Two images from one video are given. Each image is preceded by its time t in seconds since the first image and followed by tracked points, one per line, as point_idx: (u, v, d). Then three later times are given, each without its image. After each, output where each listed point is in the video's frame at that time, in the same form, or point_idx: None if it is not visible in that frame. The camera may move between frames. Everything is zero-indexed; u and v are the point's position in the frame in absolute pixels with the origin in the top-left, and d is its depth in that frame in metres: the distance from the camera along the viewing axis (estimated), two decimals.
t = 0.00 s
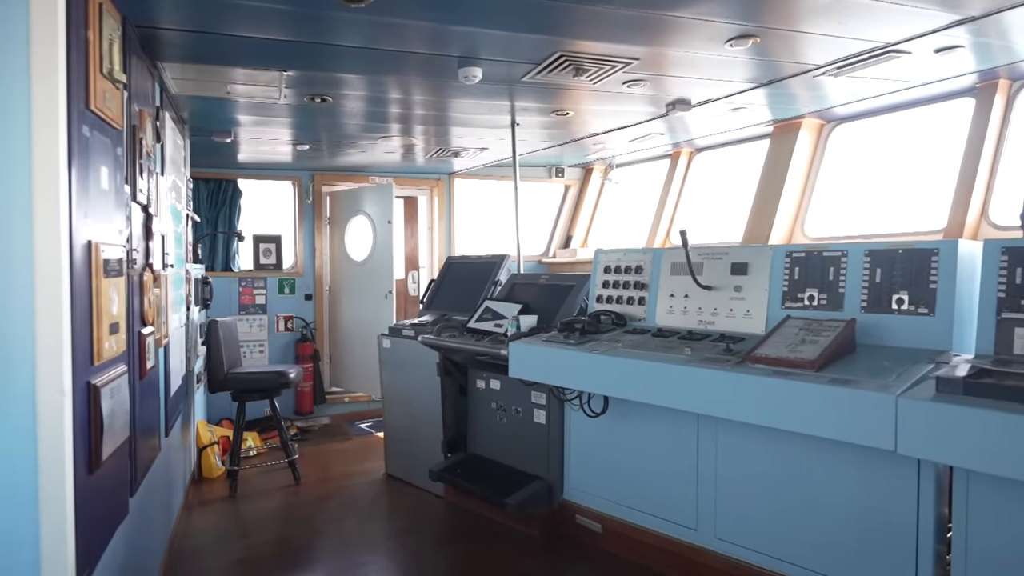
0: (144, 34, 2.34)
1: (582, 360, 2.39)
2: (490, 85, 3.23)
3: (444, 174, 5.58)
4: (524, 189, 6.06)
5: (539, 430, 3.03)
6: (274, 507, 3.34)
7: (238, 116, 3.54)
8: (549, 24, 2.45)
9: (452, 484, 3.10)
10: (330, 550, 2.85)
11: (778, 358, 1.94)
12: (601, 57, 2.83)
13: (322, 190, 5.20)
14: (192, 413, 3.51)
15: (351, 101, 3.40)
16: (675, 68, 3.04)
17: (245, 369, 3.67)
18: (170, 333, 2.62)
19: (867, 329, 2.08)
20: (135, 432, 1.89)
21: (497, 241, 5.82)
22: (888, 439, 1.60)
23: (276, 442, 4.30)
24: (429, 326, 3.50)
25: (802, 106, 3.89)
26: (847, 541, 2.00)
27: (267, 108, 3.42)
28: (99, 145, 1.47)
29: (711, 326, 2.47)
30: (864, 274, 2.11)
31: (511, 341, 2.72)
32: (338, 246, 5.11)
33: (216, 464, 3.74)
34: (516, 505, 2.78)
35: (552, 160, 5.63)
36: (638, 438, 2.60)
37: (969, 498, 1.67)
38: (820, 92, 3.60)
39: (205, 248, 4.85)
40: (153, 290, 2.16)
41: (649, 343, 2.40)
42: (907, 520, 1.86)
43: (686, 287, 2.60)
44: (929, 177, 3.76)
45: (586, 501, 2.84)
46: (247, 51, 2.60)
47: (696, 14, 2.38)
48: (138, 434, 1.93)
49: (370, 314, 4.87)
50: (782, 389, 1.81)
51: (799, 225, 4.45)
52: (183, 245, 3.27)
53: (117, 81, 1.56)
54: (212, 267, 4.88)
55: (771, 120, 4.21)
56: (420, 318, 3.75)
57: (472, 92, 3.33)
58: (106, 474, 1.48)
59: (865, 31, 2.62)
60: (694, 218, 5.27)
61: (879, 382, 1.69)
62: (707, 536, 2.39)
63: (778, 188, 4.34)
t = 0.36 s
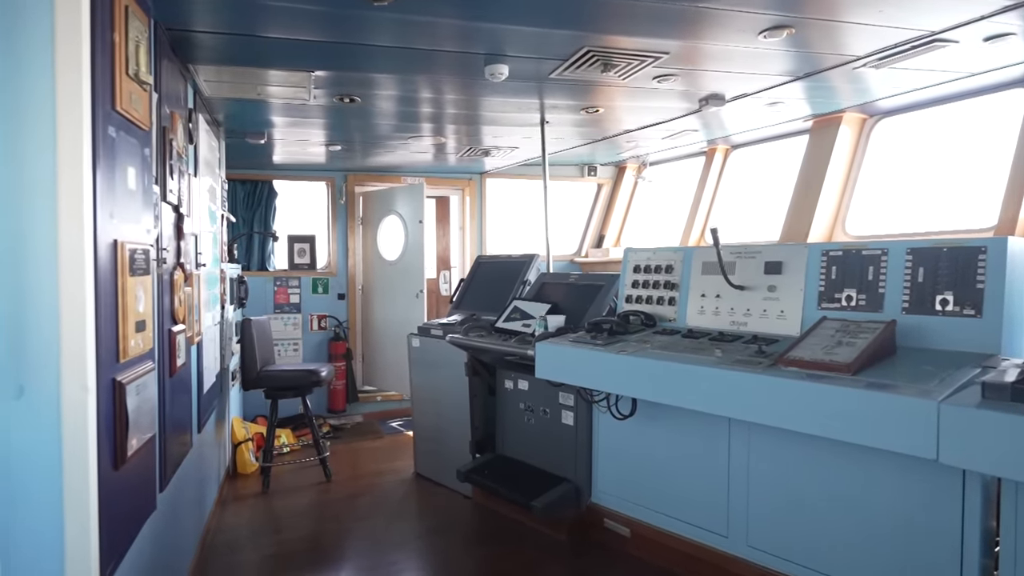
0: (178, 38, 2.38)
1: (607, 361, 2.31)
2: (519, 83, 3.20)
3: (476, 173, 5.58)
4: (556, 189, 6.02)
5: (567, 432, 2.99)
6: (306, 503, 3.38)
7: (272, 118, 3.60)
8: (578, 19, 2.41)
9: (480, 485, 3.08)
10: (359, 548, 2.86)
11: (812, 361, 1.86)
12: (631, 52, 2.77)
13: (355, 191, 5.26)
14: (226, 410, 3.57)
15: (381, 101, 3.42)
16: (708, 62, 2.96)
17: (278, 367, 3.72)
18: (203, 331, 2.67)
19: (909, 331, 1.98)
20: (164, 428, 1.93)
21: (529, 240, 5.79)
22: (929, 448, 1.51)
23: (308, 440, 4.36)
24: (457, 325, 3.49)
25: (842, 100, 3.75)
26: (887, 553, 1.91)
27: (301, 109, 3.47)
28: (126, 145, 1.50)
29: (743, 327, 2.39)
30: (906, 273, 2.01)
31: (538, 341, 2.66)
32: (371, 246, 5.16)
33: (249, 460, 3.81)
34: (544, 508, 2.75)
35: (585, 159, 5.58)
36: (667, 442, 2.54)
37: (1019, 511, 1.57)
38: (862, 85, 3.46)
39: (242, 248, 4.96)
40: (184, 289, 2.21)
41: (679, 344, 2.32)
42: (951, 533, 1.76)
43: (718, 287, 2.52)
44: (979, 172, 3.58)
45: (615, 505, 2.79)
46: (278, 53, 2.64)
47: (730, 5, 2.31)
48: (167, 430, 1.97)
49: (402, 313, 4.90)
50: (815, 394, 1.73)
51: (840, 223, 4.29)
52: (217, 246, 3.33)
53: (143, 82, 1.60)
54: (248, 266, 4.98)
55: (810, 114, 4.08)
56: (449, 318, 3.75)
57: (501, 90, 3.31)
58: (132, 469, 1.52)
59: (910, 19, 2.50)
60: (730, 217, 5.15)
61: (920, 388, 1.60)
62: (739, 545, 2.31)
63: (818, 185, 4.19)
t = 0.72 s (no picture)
0: (217, 43, 2.43)
1: (640, 364, 2.24)
2: (554, 81, 3.16)
3: (510, 173, 5.56)
4: (592, 188, 5.95)
5: (601, 435, 2.94)
6: (340, 502, 3.42)
7: (309, 120, 3.65)
8: (613, 15, 2.36)
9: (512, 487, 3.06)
10: (393, 548, 2.87)
11: (857, 366, 1.77)
12: (667, 48, 2.71)
13: (391, 192, 5.30)
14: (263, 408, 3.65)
15: (416, 102, 3.43)
16: (747, 57, 2.87)
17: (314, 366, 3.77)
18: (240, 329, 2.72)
19: (962, 335, 1.87)
20: (200, 426, 1.97)
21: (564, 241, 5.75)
22: (984, 460, 1.41)
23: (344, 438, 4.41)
24: (490, 326, 3.47)
25: (890, 94, 3.60)
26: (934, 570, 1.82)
27: (338, 112, 3.51)
28: (161, 148, 1.54)
29: (784, 330, 2.30)
30: (958, 275, 1.90)
31: (570, 343, 2.61)
32: (406, 246, 5.20)
33: (286, 458, 3.88)
34: (576, 512, 2.70)
35: (621, 158, 5.51)
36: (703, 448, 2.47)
37: None
38: (911, 78, 3.30)
39: (280, 249, 5.05)
40: (221, 289, 2.25)
41: (716, 347, 2.24)
42: (1002, 549, 1.67)
43: (757, 289, 2.43)
44: None
45: (650, 511, 2.73)
46: (314, 56, 2.67)
47: None
48: (204, 428, 2.01)
49: (436, 314, 4.92)
50: (855, 402, 1.64)
51: (888, 221, 4.11)
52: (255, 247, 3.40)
53: (178, 86, 1.65)
54: (286, 267, 5.07)
55: (855, 110, 3.93)
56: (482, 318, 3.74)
57: (535, 89, 3.28)
58: (167, 469, 1.55)
59: (966, 7, 2.37)
60: (771, 216, 5.01)
61: (973, 396, 1.50)
62: (779, 556, 2.23)
63: (863, 183, 4.02)
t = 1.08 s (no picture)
0: (246, 49, 2.47)
1: (669, 369, 2.18)
2: (582, 82, 3.13)
3: (538, 174, 5.53)
4: (621, 189, 5.89)
5: (629, 441, 2.89)
6: (368, 503, 3.44)
7: (339, 123, 3.69)
8: (643, 14, 2.31)
9: (539, 492, 3.02)
10: (419, 550, 2.88)
11: (896, 375, 1.69)
12: (698, 46, 2.65)
13: (419, 194, 5.32)
14: (293, 409, 3.69)
15: (444, 104, 3.43)
16: (781, 54, 2.79)
17: (342, 368, 3.81)
18: (269, 330, 2.75)
19: (1009, 344, 1.77)
20: (229, 428, 2.00)
21: (593, 242, 5.70)
22: None
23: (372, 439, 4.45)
24: (516, 329, 3.45)
25: (932, 90, 3.46)
26: None
27: (367, 115, 3.53)
28: (188, 154, 1.57)
29: (819, 336, 2.22)
30: (1005, 280, 1.80)
31: (597, 347, 2.57)
32: (434, 248, 5.22)
33: (315, 458, 3.93)
34: (603, 519, 2.66)
35: (651, 158, 5.43)
36: (733, 456, 2.41)
37: None
38: (955, 73, 3.17)
39: (310, 251, 5.11)
40: (250, 292, 2.27)
41: (747, 354, 2.18)
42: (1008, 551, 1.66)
43: (791, 293, 2.36)
44: None
45: (679, 519, 2.67)
46: (342, 60, 2.69)
47: None
48: (232, 428, 2.04)
49: (464, 315, 4.92)
50: (897, 414, 1.55)
51: (929, 222, 3.96)
52: (286, 249, 3.44)
53: (206, 93, 1.69)
54: (316, 268, 5.14)
55: (894, 107, 3.79)
56: (510, 321, 3.72)
57: (564, 90, 3.25)
58: (193, 472, 1.57)
59: None
60: (806, 217, 4.88)
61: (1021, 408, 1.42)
62: (813, 570, 2.16)
63: (903, 183, 3.88)
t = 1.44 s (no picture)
0: (269, 52, 2.49)
1: (692, 372, 2.15)
2: (602, 81, 3.10)
3: (560, 174, 5.51)
4: (643, 189, 5.84)
5: (650, 443, 2.86)
6: (389, 503, 3.45)
7: (360, 125, 3.71)
8: (665, 11, 2.29)
9: (559, 494, 3.00)
10: (439, 551, 2.88)
11: (927, 379, 1.63)
12: (721, 43, 2.61)
13: (440, 194, 5.34)
14: (316, 408, 3.73)
15: (465, 105, 3.44)
16: (807, 50, 2.74)
17: (364, 367, 3.83)
18: (291, 331, 2.78)
19: None
20: (252, 428, 2.02)
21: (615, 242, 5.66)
22: None
23: (393, 439, 4.47)
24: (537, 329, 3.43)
25: (965, 85, 3.37)
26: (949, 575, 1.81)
27: (389, 116, 3.55)
28: (210, 156, 1.59)
29: (846, 338, 2.17)
30: None
31: (618, 349, 2.54)
32: (455, 248, 5.23)
33: (337, 457, 3.97)
34: (624, 522, 2.63)
35: (673, 157, 5.37)
36: (757, 459, 2.37)
37: None
38: (989, 68, 3.08)
39: (333, 251, 5.16)
40: (272, 293, 2.30)
41: (772, 356, 2.13)
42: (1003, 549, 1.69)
43: (817, 294, 2.31)
44: None
45: (704, 524, 2.63)
46: (364, 62, 2.70)
47: None
48: (255, 427, 2.06)
49: (485, 316, 4.92)
50: (926, 418, 1.51)
51: (961, 221, 3.85)
52: (308, 250, 3.47)
53: (228, 96, 1.71)
54: (338, 269, 5.18)
55: (925, 103, 3.70)
56: (530, 322, 3.71)
57: (585, 89, 3.23)
58: (215, 471, 1.60)
59: None
60: (832, 216, 4.79)
61: None
62: None
63: (934, 181, 3.77)
